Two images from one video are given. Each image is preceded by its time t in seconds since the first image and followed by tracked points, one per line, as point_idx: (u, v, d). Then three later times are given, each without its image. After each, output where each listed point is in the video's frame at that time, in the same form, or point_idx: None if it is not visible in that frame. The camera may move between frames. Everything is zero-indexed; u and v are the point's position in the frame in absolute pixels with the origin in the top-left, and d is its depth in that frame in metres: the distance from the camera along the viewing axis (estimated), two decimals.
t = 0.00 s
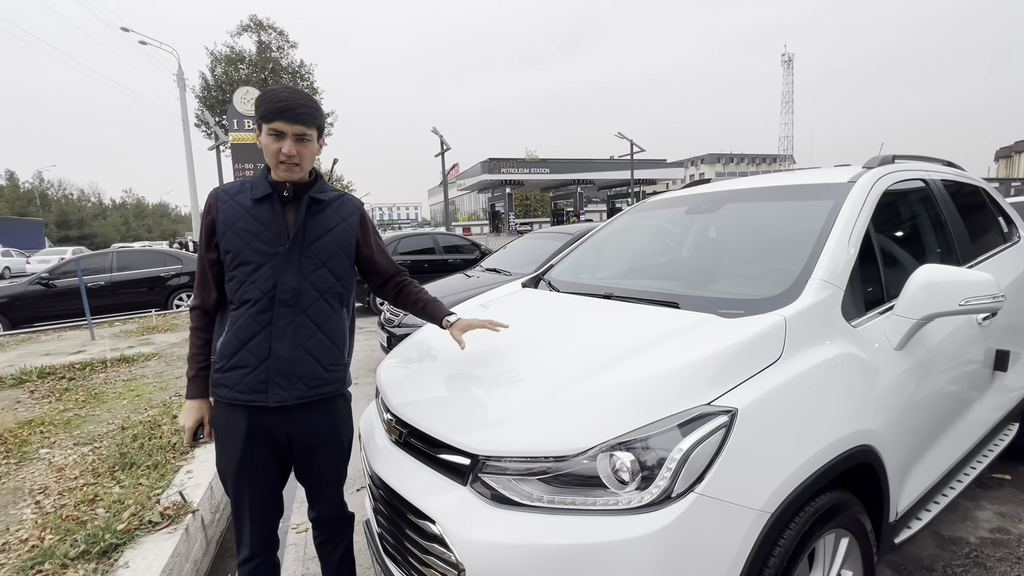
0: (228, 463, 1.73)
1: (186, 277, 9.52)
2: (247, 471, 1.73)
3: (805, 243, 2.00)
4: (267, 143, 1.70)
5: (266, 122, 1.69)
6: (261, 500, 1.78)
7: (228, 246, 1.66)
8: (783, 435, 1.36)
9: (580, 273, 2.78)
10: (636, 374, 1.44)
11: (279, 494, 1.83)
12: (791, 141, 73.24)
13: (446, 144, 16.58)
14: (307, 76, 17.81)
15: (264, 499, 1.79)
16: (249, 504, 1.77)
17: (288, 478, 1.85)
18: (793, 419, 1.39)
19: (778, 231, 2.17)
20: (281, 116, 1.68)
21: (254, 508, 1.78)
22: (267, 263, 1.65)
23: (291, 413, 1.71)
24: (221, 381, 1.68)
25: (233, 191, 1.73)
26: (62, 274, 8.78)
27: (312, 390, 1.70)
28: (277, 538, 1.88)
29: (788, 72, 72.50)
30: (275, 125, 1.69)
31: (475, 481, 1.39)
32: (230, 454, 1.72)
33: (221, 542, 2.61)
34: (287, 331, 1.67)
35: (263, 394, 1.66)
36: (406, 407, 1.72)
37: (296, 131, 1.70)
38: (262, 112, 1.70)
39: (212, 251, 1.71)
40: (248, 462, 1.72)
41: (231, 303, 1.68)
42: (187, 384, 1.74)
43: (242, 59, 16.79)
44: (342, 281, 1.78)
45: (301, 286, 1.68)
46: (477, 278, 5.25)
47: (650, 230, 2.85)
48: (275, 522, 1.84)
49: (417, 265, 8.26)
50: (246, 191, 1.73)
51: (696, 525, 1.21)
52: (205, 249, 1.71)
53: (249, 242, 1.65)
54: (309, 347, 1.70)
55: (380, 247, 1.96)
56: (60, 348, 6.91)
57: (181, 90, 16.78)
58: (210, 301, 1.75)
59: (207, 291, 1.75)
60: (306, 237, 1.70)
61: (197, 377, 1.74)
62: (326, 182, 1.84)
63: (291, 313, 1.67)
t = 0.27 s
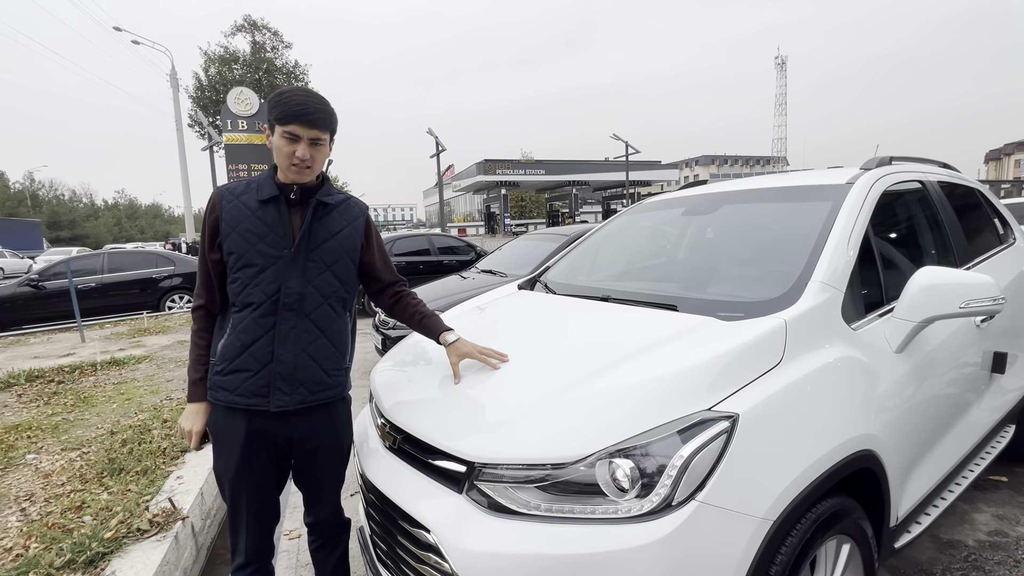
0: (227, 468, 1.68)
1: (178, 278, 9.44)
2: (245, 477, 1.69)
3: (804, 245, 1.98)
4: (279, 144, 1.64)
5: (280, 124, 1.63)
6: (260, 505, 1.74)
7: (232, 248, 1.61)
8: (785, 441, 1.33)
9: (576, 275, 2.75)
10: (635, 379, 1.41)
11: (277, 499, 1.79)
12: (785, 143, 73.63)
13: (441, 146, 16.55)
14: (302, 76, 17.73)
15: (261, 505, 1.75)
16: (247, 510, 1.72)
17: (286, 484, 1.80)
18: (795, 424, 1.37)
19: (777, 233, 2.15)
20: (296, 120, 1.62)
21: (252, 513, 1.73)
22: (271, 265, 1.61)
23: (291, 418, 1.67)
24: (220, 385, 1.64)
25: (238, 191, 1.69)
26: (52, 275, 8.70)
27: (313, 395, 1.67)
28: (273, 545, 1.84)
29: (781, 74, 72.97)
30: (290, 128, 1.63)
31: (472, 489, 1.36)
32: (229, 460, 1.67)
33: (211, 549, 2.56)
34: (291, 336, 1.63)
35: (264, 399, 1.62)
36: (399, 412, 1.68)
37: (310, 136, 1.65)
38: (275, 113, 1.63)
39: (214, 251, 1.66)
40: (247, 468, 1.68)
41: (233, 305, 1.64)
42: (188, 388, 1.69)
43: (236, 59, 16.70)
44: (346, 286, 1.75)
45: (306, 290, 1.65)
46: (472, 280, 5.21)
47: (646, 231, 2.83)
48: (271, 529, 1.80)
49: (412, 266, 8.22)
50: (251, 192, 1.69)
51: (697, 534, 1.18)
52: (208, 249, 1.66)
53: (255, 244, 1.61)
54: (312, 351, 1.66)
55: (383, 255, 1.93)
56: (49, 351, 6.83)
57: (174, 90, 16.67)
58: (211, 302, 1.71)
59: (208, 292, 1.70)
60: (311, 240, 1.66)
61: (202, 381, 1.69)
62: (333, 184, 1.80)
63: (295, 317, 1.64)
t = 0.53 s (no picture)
0: (226, 470, 1.67)
1: (170, 279, 9.36)
2: (246, 479, 1.68)
3: (797, 246, 1.99)
4: (279, 142, 1.65)
5: (279, 122, 1.64)
6: (259, 505, 1.73)
7: (232, 248, 1.60)
8: (780, 440, 1.34)
9: (571, 276, 2.76)
10: (631, 380, 1.42)
11: (276, 500, 1.79)
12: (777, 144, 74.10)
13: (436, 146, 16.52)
14: (295, 76, 17.64)
15: (261, 505, 1.74)
16: (247, 511, 1.71)
17: (284, 485, 1.79)
18: (790, 424, 1.38)
19: (771, 233, 2.17)
20: (295, 116, 1.64)
21: (252, 514, 1.72)
22: (271, 266, 1.60)
23: (292, 419, 1.67)
24: (220, 386, 1.62)
25: (237, 192, 1.68)
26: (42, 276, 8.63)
27: (314, 396, 1.66)
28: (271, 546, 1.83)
29: (773, 76, 73.44)
30: (289, 125, 1.64)
31: (469, 490, 1.36)
32: (228, 461, 1.66)
33: (205, 552, 2.55)
34: (292, 336, 1.63)
35: (266, 400, 1.61)
36: (395, 413, 1.68)
37: (308, 133, 1.66)
38: (275, 111, 1.64)
39: (213, 253, 1.65)
40: (247, 469, 1.67)
41: (233, 306, 1.63)
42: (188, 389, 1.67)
43: (228, 58, 16.59)
44: (346, 286, 1.75)
45: (307, 290, 1.64)
46: (466, 281, 5.21)
47: (641, 231, 2.84)
48: (269, 530, 1.79)
49: (406, 266, 8.21)
50: (250, 192, 1.68)
51: (694, 533, 1.19)
52: (207, 250, 1.65)
53: (255, 245, 1.60)
54: (313, 352, 1.66)
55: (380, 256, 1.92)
56: (38, 352, 6.75)
57: (164, 89, 16.54)
58: (210, 303, 1.69)
59: (208, 294, 1.69)
60: (311, 241, 1.66)
61: (201, 383, 1.68)
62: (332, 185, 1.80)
63: (296, 318, 1.63)
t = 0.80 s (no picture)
0: (221, 469, 1.68)
1: (161, 278, 9.30)
2: (243, 476, 1.69)
3: (787, 244, 2.02)
4: (262, 139, 1.65)
5: (261, 118, 1.65)
6: (255, 504, 1.74)
7: (223, 247, 1.61)
8: (769, 434, 1.37)
9: (565, 274, 2.78)
10: (624, 375, 1.44)
11: (271, 498, 1.79)
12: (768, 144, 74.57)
13: (429, 145, 16.48)
14: (287, 74, 17.56)
15: (256, 504, 1.74)
16: (242, 509, 1.72)
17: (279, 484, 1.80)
18: (779, 418, 1.41)
19: (762, 232, 2.20)
20: (277, 110, 1.64)
21: (247, 513, 1.73)
22: (264, 263, 1.61)
23: (289, 415, 1.67)
24: (216, 385, 1.63)
25: (227, 191, 1.69)
26: (31, 275, 8.56)
27: (311, 391, 1.67)
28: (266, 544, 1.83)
29: (765, 76, 73.89)
30: (271, 120, 1.65)
31: (463, 485, 1.37)
32: (222, 460, 1.66)
33: (199, 551, 2.55)
34: (286, 332, 1.63)
35: (262, 397, 1.62)
36: (390, 410, 1.69)
37: (291, 126, 1.66)
38: (257, 107, 1.65)
39: (206, 253, 1.67)
40: (243, 466, 1.68)
41: (227, 304, 1.64)
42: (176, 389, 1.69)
43: (219, 56, 16.49)
44: (340, 281, 1.75)
45: (300, 286, 1.65)
46: (461, 279, 5.22)
47: (634, 230, 2.86)
48: (264, 527, 1.80)
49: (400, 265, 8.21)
50: (240, 191, 1.69)
51: (684, 526, 1.21)
52: (200, 250, 1.67)
53: (246, 242, 1.61)
54: (308, 348, 1.67)
55: (376, 249, 1.93)
56: (28, 353, 6.70)
57: (155, 87, 16.42)
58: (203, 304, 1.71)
59: (201, 294, 1.70)
60: (302, 236, 1.66)
61: (191, 381, 1.68)
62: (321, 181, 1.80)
63: (290, 314, 1.64)
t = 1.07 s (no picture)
0: (211, 467, 1.68)
1: (152, 277, 9.22)
2: (238, 473, 1.69)
3: (775, 242, 2.05)
4: (256, 131, 1.65)
5: (256, 110, 1.66)
6: (245, 502, 1.74)
7: (212, 242, 1.60)
8: (755, 427, 1.39)
9: (557, 272, 2.80)
10: (613, 370, 1.46)
11: (263, 494, 1.80)
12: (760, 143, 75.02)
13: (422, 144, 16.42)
14: (279, 72, 17.45)
15: (247, 502, 1.75)
16: (233, 507, 1.72)
17: (270, 481, 1.80)
18: (765, 412, 1.43)
19: (750, 230, 2.23)
20: (273, 103, 1.66)
21: (238, 510, 1.73)
22: (256, 257, 1.62)
23: (285, 409, 1.68)
24: (211, 382, 1.63)
25: (211, 186, 1.68)
26: (19, 275, 8.48)
27: (308, 384, 1.70)
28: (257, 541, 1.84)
29: (756, 76, 74.31)
30: (267, 112, 1.66)
31: (455, 479, 1.39)
32: (212, 458, 1.67)
33: (191, 550, 2.54)
34: (281, 326, 1.65)
35: (260, 391, 1.63)
36: (382, 407, 1.70)
37: (286, 120, 1.68)
38: (252, 98, 1.66)
39: (191, 248, 1.65)
40: (236, 463, 1.68)
41: (216, 300, 1.63)
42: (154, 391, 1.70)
43: (210, 54, 16.39)
44: (330, 274, 1.77)
45: (292, 280, 1.66)
46: (454, 278, 5.23)
47: (625, 228, 2.88)
48: (256, 523, 1.80)
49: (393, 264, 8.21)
50: (225, 186, 1.68)
51: (672, 517, 1.23)
52: (184, 245, 1.65)
53: (236, 237, 1.61)
54: (303, 341, 1.69)
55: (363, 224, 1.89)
56: (15, 353, 6.63)
57: (145, 85, 16.28)
58: (185, 300, 1.68)
59: (184, 290, 1.68)
60: (292, 230, 1.67)
61: (169, 381, 1.69)
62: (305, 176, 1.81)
63: (284, 308, 1.65)
